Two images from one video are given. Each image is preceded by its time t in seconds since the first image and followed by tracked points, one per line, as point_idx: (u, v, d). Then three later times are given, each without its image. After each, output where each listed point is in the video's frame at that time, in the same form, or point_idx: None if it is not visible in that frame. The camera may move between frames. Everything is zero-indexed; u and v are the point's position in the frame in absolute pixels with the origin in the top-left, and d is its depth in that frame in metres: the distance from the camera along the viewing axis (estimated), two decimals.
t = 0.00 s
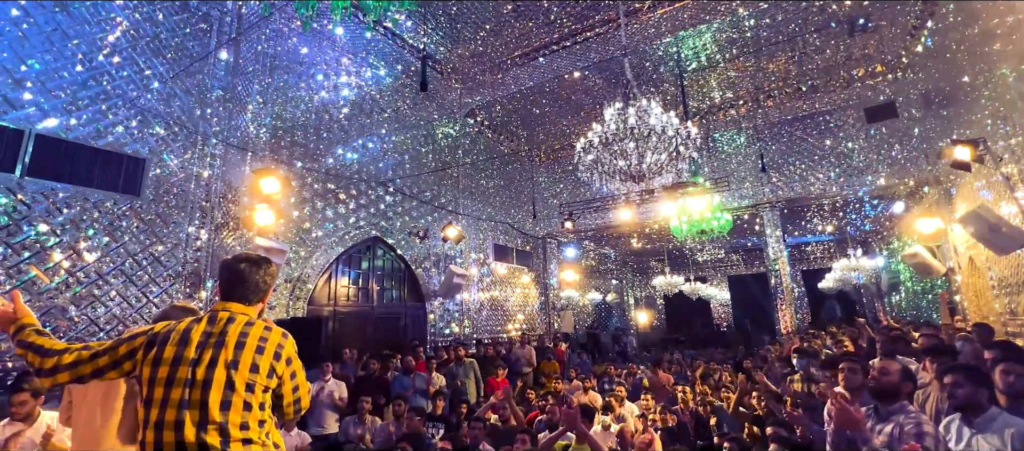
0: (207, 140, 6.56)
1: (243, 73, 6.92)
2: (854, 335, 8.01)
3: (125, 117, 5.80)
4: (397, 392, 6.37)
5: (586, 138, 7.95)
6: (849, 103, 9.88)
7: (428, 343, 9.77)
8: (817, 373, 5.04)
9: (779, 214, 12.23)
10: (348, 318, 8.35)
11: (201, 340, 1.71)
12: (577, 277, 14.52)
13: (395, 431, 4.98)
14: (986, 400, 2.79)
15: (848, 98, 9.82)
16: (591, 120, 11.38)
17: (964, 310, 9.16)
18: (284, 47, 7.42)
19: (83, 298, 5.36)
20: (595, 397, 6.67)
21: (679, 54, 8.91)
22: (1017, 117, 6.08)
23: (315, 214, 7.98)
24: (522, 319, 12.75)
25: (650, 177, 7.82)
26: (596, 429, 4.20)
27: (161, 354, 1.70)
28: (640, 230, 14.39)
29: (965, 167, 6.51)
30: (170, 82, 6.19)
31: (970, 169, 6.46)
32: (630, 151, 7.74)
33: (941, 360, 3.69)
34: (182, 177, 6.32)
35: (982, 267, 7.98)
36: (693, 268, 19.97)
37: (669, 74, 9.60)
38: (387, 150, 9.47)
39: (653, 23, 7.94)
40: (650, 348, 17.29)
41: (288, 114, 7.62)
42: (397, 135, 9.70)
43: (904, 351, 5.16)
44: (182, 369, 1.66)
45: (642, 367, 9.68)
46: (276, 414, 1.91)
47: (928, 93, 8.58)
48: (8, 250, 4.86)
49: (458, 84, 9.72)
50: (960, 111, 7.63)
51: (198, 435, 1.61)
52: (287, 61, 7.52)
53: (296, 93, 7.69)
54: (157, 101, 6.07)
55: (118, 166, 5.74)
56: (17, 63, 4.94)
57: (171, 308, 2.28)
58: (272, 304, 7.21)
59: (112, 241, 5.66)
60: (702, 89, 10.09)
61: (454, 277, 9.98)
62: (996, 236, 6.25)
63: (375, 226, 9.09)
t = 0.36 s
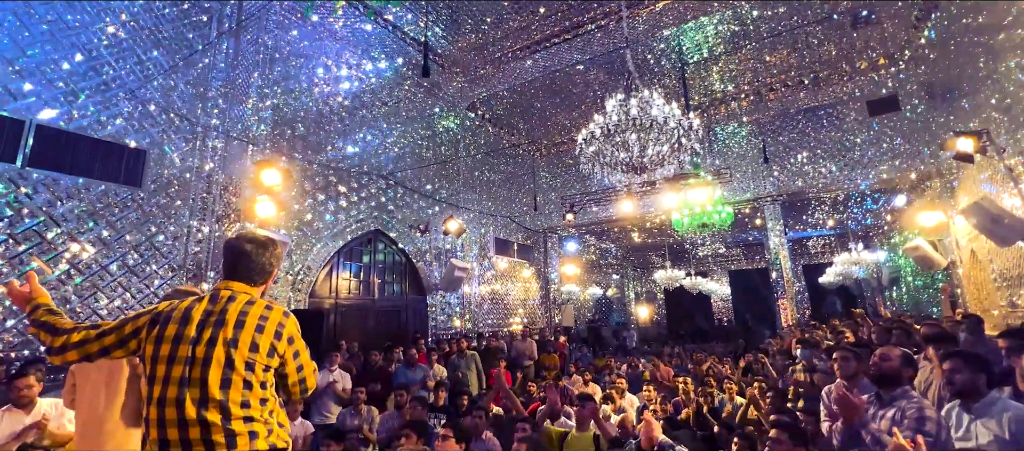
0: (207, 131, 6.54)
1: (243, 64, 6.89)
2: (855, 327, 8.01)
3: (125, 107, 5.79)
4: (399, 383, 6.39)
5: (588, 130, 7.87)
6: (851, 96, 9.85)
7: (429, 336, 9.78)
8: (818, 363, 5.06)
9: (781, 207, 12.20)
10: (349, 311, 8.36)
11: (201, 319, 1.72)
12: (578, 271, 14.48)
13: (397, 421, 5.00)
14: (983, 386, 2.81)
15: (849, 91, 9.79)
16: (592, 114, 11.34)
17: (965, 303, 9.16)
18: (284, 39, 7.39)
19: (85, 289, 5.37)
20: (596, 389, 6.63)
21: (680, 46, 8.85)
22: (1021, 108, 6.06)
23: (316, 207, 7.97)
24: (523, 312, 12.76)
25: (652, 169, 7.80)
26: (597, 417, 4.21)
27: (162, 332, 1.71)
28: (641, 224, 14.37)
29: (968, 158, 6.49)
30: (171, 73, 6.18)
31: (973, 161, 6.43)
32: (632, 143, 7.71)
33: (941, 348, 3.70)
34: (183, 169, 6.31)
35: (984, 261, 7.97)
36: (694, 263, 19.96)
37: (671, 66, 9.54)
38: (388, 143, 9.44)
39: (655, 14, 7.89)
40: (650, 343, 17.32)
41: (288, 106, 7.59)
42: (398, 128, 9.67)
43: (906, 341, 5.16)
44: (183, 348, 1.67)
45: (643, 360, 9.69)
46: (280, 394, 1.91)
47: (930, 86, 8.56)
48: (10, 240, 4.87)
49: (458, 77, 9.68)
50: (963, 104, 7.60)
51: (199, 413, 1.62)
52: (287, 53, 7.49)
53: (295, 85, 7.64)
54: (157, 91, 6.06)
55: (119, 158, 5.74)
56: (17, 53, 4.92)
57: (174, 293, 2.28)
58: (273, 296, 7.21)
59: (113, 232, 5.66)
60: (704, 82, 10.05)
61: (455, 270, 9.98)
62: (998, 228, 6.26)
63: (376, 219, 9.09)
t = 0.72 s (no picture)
0: (205, 121, 6.51)
1: (242, 53, 6.86)
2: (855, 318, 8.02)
3: (123, 96, 5.76)
4: (399, 372, 6.40)
5: (587, 120, 7.85)
6: (852, 87, 9.80)
7: (429, 327, 9.79)
8: (818, 352, 5.06)
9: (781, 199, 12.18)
10: (349, 301, 8.36)
11: (200, 298, 1.65)
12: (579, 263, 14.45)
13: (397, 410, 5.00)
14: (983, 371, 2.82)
15: (850, 82, 9.75)
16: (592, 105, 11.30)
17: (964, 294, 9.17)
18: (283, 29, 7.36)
19: (83, 278, 5.36)
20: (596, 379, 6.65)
21: (682, 36, 8.81)
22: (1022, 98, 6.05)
23: (315, 197, 7.95)
24: (523, 304, 12.77)
25: (652, 159, 7.78)
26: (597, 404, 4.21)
27: (165, 312, 1.67)
28: (641, 216, 14.37)
29: (969, 148, 6.48)
30: (169, 62, 6.14)
31: (974, 150, 6.41)
32: (633, 132, 7.69)
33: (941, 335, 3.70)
34: (182, 158, 6.29)
35: (984, 252, 7.97)
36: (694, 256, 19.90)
37: (672, 56, 9.49)
38: (387, 134, 9.41)
39: (657, 4, 7.85)
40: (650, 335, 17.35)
41: (286, 96, 7.55)
42: (398, 119, 9.65)
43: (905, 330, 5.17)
44: (183, 327, 1.61)
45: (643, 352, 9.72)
46: (287, 375, 1.83)
47: (932, 76, 8.53)
48: (10, 229, 4.87)
49: (459, 68, 9.65)
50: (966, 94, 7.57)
51: (198, 392, 1.55)
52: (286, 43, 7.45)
53: (294, 75, 7.59)
54: (155, 80, 6.02)
55: (117, 147, 5.72)
56: (13, 41, 4.89)
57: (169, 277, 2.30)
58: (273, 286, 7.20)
59: (111, 221, 5.65)
60: (706, 72, 10.01)
61: (455, 262, 9.98)
62: (999, 218, 6.24)
63: (376, 210, 9.07)
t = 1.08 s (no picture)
0: (201, 108, 6.45)
1: (237, 39, 6.78)
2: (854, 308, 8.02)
3: (117, 81, 5.69)
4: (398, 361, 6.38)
5: (587, 107, 7.78)
6: (853, 76, 9.75)
7: (427, 316, 9.77)
8: (819, 340, 5.04)
9: (781, 189, 12.13)
10: (348, 290, 8.33)
11: (213, 270, 1.61)
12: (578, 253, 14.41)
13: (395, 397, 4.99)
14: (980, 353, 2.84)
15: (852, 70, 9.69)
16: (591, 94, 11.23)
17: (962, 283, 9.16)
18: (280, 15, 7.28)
19: (78, 265, 5.33)
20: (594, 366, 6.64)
21: (682, 23, 8.72)
22: None
23: (313, 186, 7.91)
24: (521, 294, 12.74)
25: (651, 146, 7.75)
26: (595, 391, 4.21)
27: (178, 283, 1.62)
28: (640, 207, 14.34)
29: (971, 136, 6.44)
30: (163, 48, 6.08)
31: (976, 138, 6.36)
32: (632, 119, 7.64)
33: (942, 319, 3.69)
34: (178, 145, 6.24)
35: (983, 243, 7.95)
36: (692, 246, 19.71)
37: (673, 43, 9.39)
38: (386, 122, 9.36)
39: None
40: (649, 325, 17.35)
41: (282, 85, 7.46)
42: (397, 108, 9.57)
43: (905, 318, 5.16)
44: (195, 299, 1.57)
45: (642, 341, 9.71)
46: (298, 356, 1.75)
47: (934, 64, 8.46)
48: (4, 216, 4.83)
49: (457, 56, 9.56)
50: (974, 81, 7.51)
51: (207, 365, 1.50)
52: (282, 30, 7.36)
53: (290, 63, 7.49)
54: (150, 66, 5.96)
55: (112, 133, 5.67)
56: (6, 24, 4.83)
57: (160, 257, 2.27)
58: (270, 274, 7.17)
59: (107, 208, 5.61)
60: (707, 60, 9.92)
61: (454, 251, 9.95)
62: (1000, 205, 6.21)
63: (374, 199, 9.03)
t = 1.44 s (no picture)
0: (196, 97, 6.40)
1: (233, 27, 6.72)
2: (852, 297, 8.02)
3: (110, 69, 5.63)
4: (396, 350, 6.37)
5: (586, 94, 7.74)
6: (853, 65, 9.71)
7: (425, 306, 9.77)
8: (817, 328, 5.03)
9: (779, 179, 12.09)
10: (346, 280, 8.31)
11: (226, 249, 1.54)
12: (576, 244, 14.39)
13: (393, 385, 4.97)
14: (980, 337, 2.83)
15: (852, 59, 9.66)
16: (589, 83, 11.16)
17: (960, 273, 9.17)
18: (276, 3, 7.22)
19: (74, 254, 5.29)
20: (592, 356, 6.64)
21: (682, 11, 8.64)
22: None
23: (310, 175, 7.87)
24: (520, 284, 12.74)
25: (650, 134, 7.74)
26: (593, 378, 4.17)
27: (187, 262, 1.55)
28: (639, 197, 14.31)
29: (970, 124, 6.42)
30: (158, 35, 6.02)
31: (976, 126, 6.33)
32: (631, 107, 7.63)
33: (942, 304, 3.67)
34: (174, 133, 6.19)
35: (982, 233, 7.95)
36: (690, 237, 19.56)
37: (673, 32, 9.33)
38: (384, 112, 9.32)
39: None
40: (647, 316, 17.38)
41: (278, 73, 7.39)
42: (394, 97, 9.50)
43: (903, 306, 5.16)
44: (207, 277, 1.50)
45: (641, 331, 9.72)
46: (306, 340, 1.69)
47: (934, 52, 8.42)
48: None
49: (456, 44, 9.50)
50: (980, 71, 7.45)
51: (220, 344, 1.42)
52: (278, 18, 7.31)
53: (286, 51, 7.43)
54: (144, 53, 5.90)
55: (106, 121, 5.61)
56: None
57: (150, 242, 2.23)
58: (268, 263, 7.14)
59: (103, 196, 5.56)
60: (707, 50, 9.87)
61: (452, 241, 9.93)
62: (999, 194, 6.19)
63: (372, 189, 9.00)
